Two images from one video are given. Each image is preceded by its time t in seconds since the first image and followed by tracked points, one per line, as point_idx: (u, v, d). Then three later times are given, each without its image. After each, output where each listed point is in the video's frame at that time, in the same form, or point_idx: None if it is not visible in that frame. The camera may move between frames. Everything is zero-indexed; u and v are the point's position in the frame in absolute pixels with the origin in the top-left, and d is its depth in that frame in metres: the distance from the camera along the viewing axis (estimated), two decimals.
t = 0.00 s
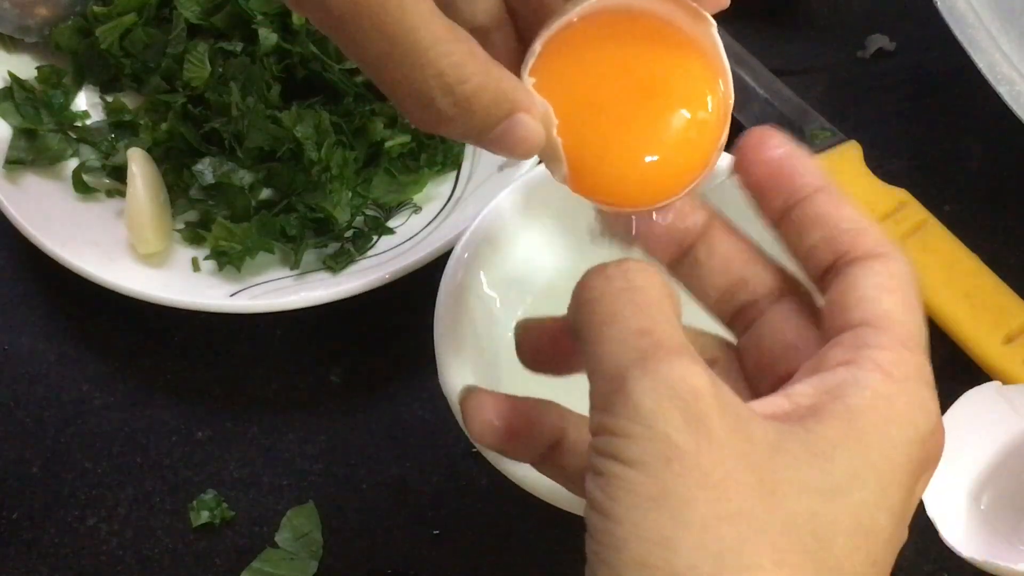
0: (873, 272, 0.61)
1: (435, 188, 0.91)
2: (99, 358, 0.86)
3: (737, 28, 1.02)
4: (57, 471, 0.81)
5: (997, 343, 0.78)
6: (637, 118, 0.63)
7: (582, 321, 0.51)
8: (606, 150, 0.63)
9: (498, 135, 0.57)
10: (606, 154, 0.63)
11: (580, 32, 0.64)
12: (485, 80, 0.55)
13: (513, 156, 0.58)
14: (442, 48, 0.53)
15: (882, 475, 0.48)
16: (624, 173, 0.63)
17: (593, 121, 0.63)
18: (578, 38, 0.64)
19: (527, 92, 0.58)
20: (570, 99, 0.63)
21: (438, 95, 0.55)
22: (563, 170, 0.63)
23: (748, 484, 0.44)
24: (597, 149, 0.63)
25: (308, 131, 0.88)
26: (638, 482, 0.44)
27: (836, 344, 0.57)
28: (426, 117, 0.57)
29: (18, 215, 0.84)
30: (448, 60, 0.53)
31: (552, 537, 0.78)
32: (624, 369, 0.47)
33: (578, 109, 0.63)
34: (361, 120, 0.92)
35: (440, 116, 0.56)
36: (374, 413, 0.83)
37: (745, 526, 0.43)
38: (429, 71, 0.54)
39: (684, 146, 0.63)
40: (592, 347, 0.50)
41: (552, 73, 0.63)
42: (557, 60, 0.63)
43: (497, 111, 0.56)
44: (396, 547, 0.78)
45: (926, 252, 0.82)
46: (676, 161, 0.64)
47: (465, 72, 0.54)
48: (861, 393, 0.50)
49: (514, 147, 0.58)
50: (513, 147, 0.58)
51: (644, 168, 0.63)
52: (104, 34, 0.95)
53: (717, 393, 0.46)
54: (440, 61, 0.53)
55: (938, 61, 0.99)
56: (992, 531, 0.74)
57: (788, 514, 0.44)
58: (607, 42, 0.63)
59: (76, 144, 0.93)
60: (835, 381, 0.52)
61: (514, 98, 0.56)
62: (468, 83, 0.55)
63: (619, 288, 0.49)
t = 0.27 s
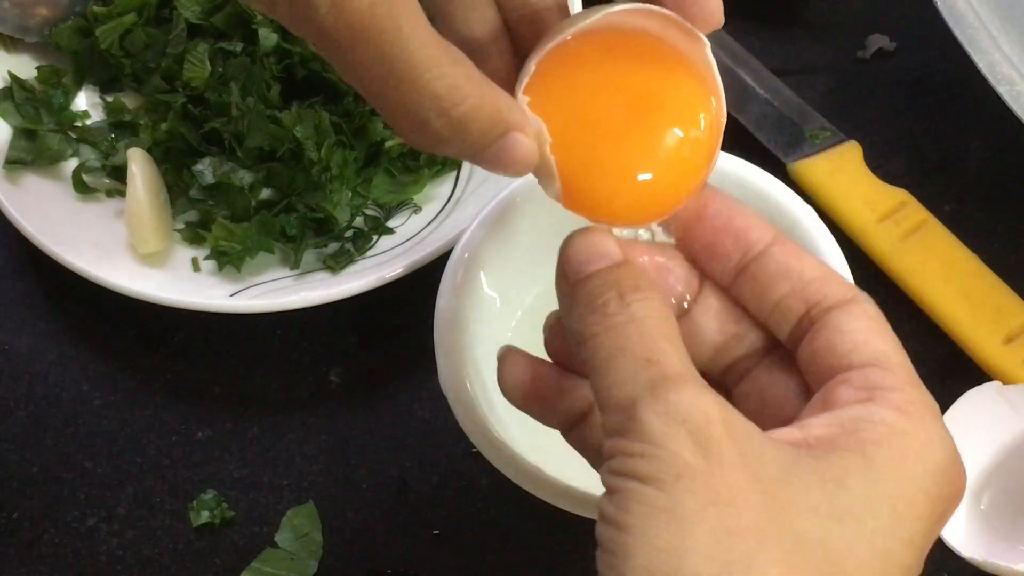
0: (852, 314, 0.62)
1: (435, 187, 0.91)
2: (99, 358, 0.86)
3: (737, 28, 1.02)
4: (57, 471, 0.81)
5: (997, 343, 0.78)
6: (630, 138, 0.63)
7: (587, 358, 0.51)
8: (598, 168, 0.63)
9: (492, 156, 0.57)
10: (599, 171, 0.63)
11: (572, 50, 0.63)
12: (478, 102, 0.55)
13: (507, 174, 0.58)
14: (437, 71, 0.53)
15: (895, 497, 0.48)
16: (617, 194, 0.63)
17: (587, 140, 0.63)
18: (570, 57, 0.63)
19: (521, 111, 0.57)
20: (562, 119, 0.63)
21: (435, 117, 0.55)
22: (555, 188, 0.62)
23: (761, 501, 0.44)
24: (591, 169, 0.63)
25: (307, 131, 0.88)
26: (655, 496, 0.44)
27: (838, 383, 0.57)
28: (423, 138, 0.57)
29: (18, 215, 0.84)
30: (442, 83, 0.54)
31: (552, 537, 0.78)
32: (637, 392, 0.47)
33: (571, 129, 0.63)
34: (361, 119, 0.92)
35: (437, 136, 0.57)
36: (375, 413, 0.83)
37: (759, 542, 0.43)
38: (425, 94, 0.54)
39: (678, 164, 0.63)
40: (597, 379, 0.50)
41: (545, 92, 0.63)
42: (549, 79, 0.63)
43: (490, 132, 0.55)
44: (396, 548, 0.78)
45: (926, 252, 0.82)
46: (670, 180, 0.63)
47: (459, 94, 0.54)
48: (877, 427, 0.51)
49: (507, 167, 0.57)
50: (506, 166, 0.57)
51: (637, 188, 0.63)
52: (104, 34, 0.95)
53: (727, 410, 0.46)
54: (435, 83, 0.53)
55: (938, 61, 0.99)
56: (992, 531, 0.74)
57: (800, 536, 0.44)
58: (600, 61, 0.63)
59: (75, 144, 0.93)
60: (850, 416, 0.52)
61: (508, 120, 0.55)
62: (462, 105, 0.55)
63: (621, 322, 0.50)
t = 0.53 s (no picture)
0: (864, 333, 0.62)
1: (435, 188, 0.91)
2: (99, 358, 0.86)
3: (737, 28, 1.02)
4: (57, 471, 0.81)
5: (997, 343, 0.78)
6: (640, 147, 0.62)
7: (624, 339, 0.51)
8: (608, 179, 0.62)
9: (499, 167, 0.57)
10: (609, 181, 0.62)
11: (578, 62, 0.63)
12: (484, 114, 0.55)
13: (513, 184, 0.59)
14: (442, 84, 0.53)
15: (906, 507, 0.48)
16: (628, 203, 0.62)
17: (596, 150, 0.62)
18: (576, 68, 0.63)
19: (526, 122, 0.58)
20: (569, 128, 0.62)
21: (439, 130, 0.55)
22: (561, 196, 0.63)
23: (775, 504, 0.45)
24: (600, 178, 0.62)
25: (308, 131, 0.88)
26: (666, 491, 0.45)
27: (855, 399, 0.57)
28: (427, 150, 0.57)
29: (18, 215, 0.84)
30: (447, 96, 0.53)
31: (552, 537, 0.78)
32: (661, 383, 0.47)
33: (579, 139, 0.62)
34: (361, 120, 0.92)
35: (441, 147, 0.56)
36: (375, 413, 0.83)
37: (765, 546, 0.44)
38: (429, 108, 0.53)
39: (688, 172, 0.62)
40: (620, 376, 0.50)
41: (553, 103, 0.62)
42: (556, 90, 0.63)
43: (497, 145, 0.56)
44: (396, 548, 0.78)
45: (927, 251, 0.82)
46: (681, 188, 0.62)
47: (465, 107, 0.54)
48: (896, 445, 0.51)
49: (515, 177, 0.58)
50: (513, 177, 0.58)
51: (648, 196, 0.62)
52: (104, 34, 0.95)
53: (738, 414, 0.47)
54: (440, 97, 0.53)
55: (938, 61, 0.99)
56: (992, 531, 0.74)
57: (809, 541, 0.44)
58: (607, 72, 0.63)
59: (75, 144, 0.93)
60: (869, 433, 0.52)
61: (514, 131, 0.56)
62: (468, 118, 0.55)
63: (660, 307, 0.49)
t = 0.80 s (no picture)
0: (885, 330, 0.61)
1: (435, 188, 0.91)
2: (99, 358, 0.86)
3: (737, 29, 1.02)
4: (57, 471, 0.81)
5: (997, 343, 0.78)
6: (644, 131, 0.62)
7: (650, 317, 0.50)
8: (613, 165, 0.62)
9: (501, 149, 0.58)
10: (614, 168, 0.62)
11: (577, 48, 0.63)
12: (484, 94, 0.56)
13: (515, 169, 0.59)
14: (443, 64, 0.54)
15: (928, 511, 0.48)
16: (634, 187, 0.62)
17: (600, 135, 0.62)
18: (575, 54, 0.63)
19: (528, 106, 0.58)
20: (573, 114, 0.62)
21: (440, 110, 0.55)
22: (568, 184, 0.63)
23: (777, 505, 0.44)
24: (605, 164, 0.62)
25: (308, 131, 0.88)
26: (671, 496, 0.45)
27: (878, 399, 0.57)
28: (429, 131, 0.58)
29: (18, 215, 0.84)
30: (447, 76, 0.54)
31: (552, 536, 0.78)
32: (684, 369, 0.47)
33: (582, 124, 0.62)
34: (361, 119, 0.92)
35: (443, 128, 0.57)
36: (374, 413, 0.83)
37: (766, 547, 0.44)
38: (430, 88, 0.54)
39: (693, 155, 0.62)
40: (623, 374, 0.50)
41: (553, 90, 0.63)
42: (557, 76, 0.63)
43: (498, 126, 0.56)
44: (396, 547, 0.78)
45: (926, 251, 0.82)
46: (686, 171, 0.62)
47: (465, 88, 0.55)
48: (919, 445, 0.51)
49: (517, 161, 0.58)
50: (516, 161, 0.58)
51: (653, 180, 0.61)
52: (104, 34, 0.95)
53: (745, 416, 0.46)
54: (440, 77, 0.54)
55: (938, 61, 0.99)
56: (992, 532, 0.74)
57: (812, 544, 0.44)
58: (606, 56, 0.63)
59: (76, 144, 0.93)
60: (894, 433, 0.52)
61: (516, 113, 0.57)
62: (468, 97, 0.55)
63: (689, 286, 0.49)
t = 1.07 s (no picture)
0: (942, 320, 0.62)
1: (435, 188, 0.91)
2: (99, 358, 0.86)
3: (737, 29, 1.02)
4: (57, 471, 0.81)
5: (997, 343, 0.78)
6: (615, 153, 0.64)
7: (701, 306, 0.52)
8: (586, 185, 0.64)
9: (471, 155, 0.57)
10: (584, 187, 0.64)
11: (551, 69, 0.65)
12: (458, 94, 0.55)
13: (484, 177, 0.59)
14: (417, 60, 0.54)
15: (983, 505, 0.48)
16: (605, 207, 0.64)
17: (573, 155, 0.64)
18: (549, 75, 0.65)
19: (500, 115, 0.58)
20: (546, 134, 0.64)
21: (414, 107, 0.55)
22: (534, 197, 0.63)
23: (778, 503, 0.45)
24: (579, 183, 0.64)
25: (307, 131, 0.88)
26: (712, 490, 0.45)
27: (934, 391, 0.57)
28: (402, 131, 0.57)
29: (18, 215, 0.84)
30: (421, 72, 0.54)
31: (552, 536, 0.78)
32: (735, 359, 0.48)
33: (557, 144, 0.64)
34: (361, 119, 0.92)
35: (415, 128, 0.57)
36: (375, 413, 0.83)
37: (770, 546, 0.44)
38: (403, 83, 0.54)
39: (665, 175, 0.64)
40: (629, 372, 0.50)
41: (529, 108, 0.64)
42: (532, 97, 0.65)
43: (471, 129, 0.56)
44: (397, 547, 0.78)
45: (926, 251, 0.82)
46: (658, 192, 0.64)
47: (439, 86, 0.55)
48: (979, 437, 0.51)
49: (485, 169, 0.58)
50: (484, 169, 0.58)
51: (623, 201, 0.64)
52: (104, 34, 0.95)
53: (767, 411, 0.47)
54: (413, 72, 0.54)
55: (938, 61, 0.99)
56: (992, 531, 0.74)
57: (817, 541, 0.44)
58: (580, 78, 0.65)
59: (76, 144, 0.93)
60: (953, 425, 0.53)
61: (488, 119, 0.57)
62: (442, 96, 0.55)
63: (739, 273, 0.50)
